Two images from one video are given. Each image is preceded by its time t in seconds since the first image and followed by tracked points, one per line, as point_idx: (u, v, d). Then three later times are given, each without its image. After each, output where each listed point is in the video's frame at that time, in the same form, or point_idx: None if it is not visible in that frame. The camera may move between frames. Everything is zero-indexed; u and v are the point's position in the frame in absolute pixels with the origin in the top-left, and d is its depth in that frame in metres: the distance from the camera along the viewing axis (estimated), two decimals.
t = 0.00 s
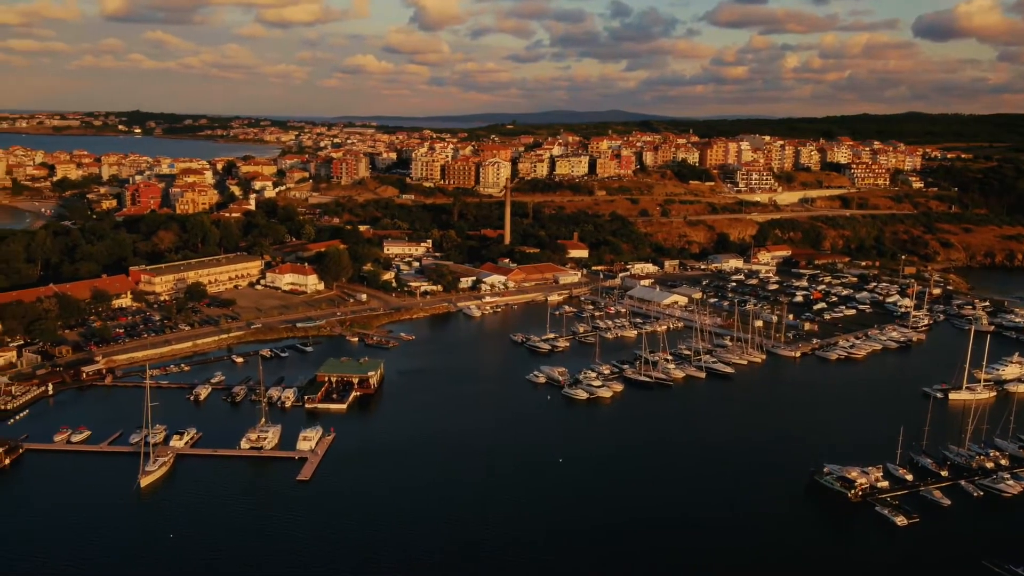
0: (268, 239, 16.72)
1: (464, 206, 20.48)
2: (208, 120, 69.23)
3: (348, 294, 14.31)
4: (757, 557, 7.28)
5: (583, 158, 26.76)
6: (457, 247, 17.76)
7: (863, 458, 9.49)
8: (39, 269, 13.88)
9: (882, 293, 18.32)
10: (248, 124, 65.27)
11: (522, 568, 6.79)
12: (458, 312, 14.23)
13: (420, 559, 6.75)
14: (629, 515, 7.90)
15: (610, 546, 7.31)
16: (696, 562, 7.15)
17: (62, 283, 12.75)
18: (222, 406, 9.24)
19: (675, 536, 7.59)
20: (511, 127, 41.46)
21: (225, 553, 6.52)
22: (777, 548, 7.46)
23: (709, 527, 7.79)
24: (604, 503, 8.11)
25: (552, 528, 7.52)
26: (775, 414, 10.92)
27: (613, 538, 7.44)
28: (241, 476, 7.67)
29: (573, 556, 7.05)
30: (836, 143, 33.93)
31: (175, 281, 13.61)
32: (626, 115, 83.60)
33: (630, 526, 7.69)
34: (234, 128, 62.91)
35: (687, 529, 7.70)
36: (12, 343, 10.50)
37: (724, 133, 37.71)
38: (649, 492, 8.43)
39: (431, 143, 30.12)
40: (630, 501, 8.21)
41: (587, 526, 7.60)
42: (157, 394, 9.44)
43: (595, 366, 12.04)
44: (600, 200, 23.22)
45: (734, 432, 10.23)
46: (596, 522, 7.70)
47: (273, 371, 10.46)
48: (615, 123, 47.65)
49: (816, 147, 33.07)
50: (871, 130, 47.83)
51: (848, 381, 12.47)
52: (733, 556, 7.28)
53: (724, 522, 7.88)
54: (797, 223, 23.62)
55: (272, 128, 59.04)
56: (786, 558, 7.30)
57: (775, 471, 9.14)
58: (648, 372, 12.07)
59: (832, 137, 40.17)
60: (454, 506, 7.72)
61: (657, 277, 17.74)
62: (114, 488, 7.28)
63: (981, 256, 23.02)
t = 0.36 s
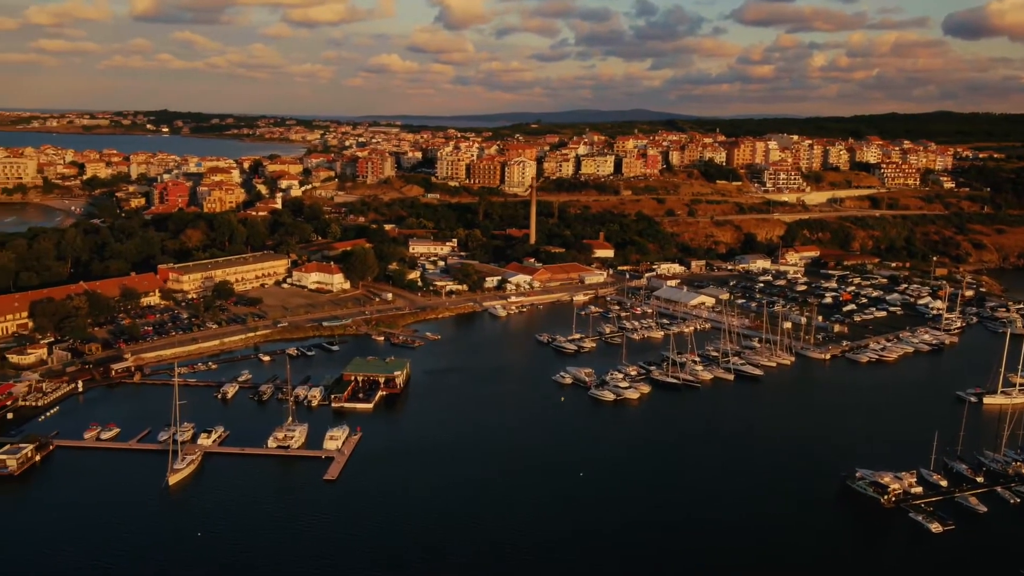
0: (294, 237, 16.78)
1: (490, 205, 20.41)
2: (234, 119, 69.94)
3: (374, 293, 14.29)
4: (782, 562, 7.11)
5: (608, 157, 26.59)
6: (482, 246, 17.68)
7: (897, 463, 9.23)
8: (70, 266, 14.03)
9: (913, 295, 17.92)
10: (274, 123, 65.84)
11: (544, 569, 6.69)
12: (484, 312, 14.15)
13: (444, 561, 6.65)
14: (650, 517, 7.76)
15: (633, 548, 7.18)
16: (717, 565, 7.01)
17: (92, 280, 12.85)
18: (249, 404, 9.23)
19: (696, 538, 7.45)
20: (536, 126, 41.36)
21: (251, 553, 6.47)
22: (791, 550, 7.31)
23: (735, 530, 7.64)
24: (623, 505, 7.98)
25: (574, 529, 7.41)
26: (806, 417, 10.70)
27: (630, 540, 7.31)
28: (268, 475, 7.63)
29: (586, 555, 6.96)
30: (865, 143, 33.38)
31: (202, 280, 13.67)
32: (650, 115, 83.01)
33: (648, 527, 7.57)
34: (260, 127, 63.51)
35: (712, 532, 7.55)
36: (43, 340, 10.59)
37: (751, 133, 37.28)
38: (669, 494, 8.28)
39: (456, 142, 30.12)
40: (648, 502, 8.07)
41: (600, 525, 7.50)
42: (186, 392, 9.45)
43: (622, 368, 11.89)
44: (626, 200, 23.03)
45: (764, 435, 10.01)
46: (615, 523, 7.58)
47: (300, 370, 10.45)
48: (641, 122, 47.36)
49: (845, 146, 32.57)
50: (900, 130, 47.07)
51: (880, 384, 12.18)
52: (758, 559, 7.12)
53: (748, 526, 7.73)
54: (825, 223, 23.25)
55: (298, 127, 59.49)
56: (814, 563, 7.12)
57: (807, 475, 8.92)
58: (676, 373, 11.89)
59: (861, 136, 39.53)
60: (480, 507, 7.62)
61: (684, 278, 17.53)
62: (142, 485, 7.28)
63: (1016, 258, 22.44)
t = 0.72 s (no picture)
0: (320, 236, 16.81)
1: (515, 204, 20.32)
2: (260, 118, 70.60)
3: (399, 291, 14.26)
4: (813, 567, 6.94)
5: (634, 155, 26.40)
6: (508, 245, 17.59)
7: (932, 468, 8.99)
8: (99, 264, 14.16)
9: (946, 296, 17.52)
10: (300, 122, 66.41)
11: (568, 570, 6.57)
12: (509, 311, 14.07)
13: (469, 562, 6.56)
14: (673, 517, 7.64)
15: (659, 550, 7.04)
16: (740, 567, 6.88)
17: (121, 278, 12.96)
18: (275, 402, 9.22)
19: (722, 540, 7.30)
20: (560, 124, 41.21)
21: (277, 552, 6.42)
22: (823, 555, 7.13)
23: (763, 533, 7.48)
24: (646, 505, 7.86)
25: (600, 530, 7.28)
26: (837, 419, 10.47)
27: (652, 542, 7.17)
28: (294, 473, 7.60)
29: (597, 552, 6.91)
30: (895, 141, 32.75)
31: (229, 277, 13.72)
32: (675, 114, 82.22)
33: (673, 527, 7.45)
34: (285, 125, 64.05)
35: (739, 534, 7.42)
36: (74, 337, 10.68)
37: (779, 131, 36.80)
38: (690, 495, 8.14)
39: (481, 141, 30.07)
40: (672, 503, 7.94)
41: (607, 525, 7.39)
42: (213, 390, 9.47)
43: (649, 368, 11.74)
44: (652, 199, 22.84)
45: (795, 437, 9.80)
46: (638, 522, 7.48)
47: (326, 368, 10.42)
48: (666, 121, 47.02)
49: (875, 145, 32.02)
50: (930, 129, 46.22)
51: (913, 387, 11.90)
52: (789, 564, 6.95)
53: (777, 529, 7.55)
54: (855, 223, 22.84)
55: (323, 126, 59.93)
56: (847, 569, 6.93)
57: (839, 478, 8.71)
58: (703, 374, 11.71)
59: (891, 135, 38.85)
60: (505, 507, 7.54)
61: (711, 277, 17.32)
62: (170, 481, 7.28)
63: None
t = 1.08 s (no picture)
0: (346, 234, 16.83)
1: (540, 203, 20.21)
2: (286, 116, 71.11)
3: (425, 290, 14.21)
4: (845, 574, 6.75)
5: (660, 154, 26.17)
6: (533, 244, 17.49)
7: (968, 473, 8.73)
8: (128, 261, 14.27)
9: (979, 298, 17.10)
10: (325, 120, 66.79)
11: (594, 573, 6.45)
12: (535, 310, 13.97)
13: (492, 564, 6.46)
14: (700, 520, 7.50)
15: (686, 554, 6.89)
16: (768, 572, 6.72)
17: (150, 275, 13.04)
18: (302, 401, 9.20)
19: (752, 544, 7.14)
20: (585, 122, 41.02)
21: (303, 551, 6.37)
22: (856, 562, 6.92)
23: (793, 537, 7.31)
24: (674, 507, 7.72)
25: (627, 533, 7.15)
26: (870, 422, 10.23)
27: (680, 545, 7.04)
28: (321, 472, 7.55)
29: (620, 554, 6.80)
30: (926, 140, 32.09)
31: (256, 275, 13.75)
32: (700, 113, 81.41)
33: (699, 529, 7.32)
34: (311, 123, 64.47)
35: (769, 538, 7.25)
36: (103, 334, 10.76)
37: (807, 130, 36.31)
38: (718, 497, 7.99)
39: (506, 139, 30.00)
40: (700, 505, 7.79)
41: (633, 526, 7.28)
42: (240, 388, 9.46)
43: (676, 369, 11.56)
44: (678, 198, 22.61)
45: (827, 440, 9.59)
46: (664, 524, 7.36)
47: (352, 367, 10.40)
48: (692, 120, 46.62)
49: (905, 144, 31.45)
50: (960, 128, 45.27)
51: (946, 391, 11.60)
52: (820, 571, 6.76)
53: (808, 535, 7.36)
54: (885, 223, 22.41)
55: (348, 125, 60.26)
56: None
57: (872, 483, 8.49)
58: (732, 376, 11.51)
59: (923, 134, 38.14)
60: (530, 506, 7.45)
61: (738, 278, 17.08)
62: (197, 480, 7.27)
63: None
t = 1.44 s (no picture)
0: (372, 232, 16.84)
1: (565, 202, 20.09)
2: (311, 114, 71.55)
3: (450, 289, 14.16)
4: None
5: (687, 152, 25.93)
6: (558, 243, 17.39)
7: (1007, 481, 8.45)
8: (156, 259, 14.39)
9: (1013, 299, 16.67)
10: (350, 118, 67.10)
11: None
12: (560, 310, 13.86)
13: (517, 567, 6.35)
14: (729, 522, 7.37)
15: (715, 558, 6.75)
16: None
17: (177, 273, 13.13)
18: (327, 399, 9.17)
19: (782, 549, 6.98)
20: (610, 120, 40.80)
21: (328, 551, 6.31)
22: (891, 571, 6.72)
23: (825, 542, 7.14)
24: (701, 508, 7.59)
25: (655, 537, 7.01)
26: (903, 425, 10.00)
27: (709, 550, 6.88)
28: (347, 472, 7.49)
29: (646, 555, 6.69)
30: (958, 139, 31.43)
31: (282, 273, 13.79)
32: (725, 111, 80.41)
33: (727, 531, 7.20)
34: (336, 122, 64.85)
35: (800, 542, 7.10)
36: (131, 331, 10.83)
37: (835, 129, 35.77)
38: (746, 499, 7.85)
39: (532, 137, 29.91)
40: (728, 508, 7.66)
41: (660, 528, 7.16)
42: (266, 386, 9.47)
43: (704, 370, 11.39)
44: (705, 198, 22.38)
45: (859, 444, 9.36)
46: (690, 525, 7.25)
47: (378, 365, 10.36)
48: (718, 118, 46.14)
49: (937, 143, 30.84)
50: (992, 126, 44.29)
51: (982, 395, 11.28)
52: None
53: (839, 540, 7.19)
54: (915, 223, 21.95)
55: (373, 123, 60.49)
56: None
57: (907, 489, 8.25)
58: (760, 378, 11.32)
59: (955, 132, 37.39)
60: (555, 506, 7.38)
61: (766, 278, 16.84)
62: (224, 477, 7.25)
63: None
